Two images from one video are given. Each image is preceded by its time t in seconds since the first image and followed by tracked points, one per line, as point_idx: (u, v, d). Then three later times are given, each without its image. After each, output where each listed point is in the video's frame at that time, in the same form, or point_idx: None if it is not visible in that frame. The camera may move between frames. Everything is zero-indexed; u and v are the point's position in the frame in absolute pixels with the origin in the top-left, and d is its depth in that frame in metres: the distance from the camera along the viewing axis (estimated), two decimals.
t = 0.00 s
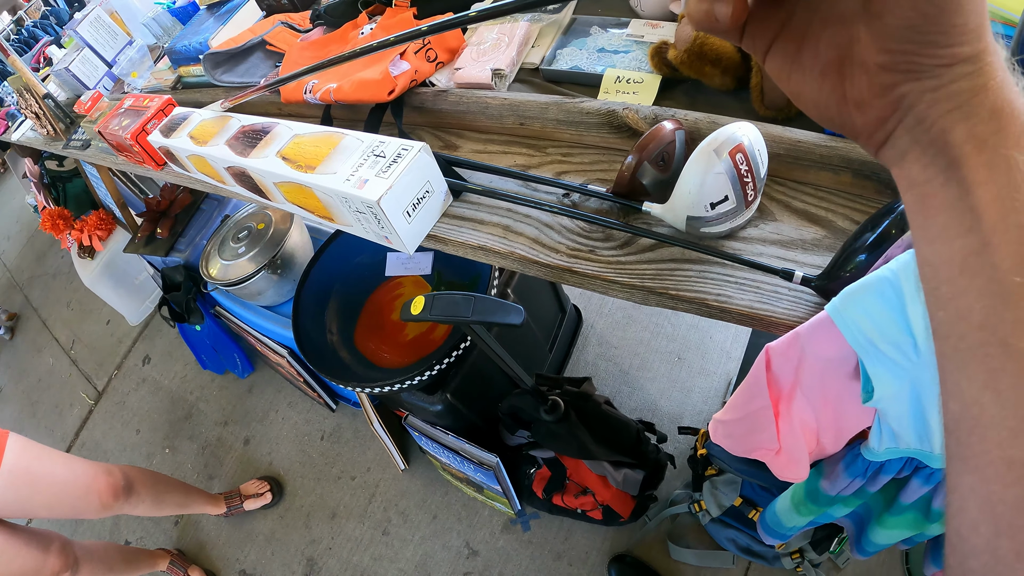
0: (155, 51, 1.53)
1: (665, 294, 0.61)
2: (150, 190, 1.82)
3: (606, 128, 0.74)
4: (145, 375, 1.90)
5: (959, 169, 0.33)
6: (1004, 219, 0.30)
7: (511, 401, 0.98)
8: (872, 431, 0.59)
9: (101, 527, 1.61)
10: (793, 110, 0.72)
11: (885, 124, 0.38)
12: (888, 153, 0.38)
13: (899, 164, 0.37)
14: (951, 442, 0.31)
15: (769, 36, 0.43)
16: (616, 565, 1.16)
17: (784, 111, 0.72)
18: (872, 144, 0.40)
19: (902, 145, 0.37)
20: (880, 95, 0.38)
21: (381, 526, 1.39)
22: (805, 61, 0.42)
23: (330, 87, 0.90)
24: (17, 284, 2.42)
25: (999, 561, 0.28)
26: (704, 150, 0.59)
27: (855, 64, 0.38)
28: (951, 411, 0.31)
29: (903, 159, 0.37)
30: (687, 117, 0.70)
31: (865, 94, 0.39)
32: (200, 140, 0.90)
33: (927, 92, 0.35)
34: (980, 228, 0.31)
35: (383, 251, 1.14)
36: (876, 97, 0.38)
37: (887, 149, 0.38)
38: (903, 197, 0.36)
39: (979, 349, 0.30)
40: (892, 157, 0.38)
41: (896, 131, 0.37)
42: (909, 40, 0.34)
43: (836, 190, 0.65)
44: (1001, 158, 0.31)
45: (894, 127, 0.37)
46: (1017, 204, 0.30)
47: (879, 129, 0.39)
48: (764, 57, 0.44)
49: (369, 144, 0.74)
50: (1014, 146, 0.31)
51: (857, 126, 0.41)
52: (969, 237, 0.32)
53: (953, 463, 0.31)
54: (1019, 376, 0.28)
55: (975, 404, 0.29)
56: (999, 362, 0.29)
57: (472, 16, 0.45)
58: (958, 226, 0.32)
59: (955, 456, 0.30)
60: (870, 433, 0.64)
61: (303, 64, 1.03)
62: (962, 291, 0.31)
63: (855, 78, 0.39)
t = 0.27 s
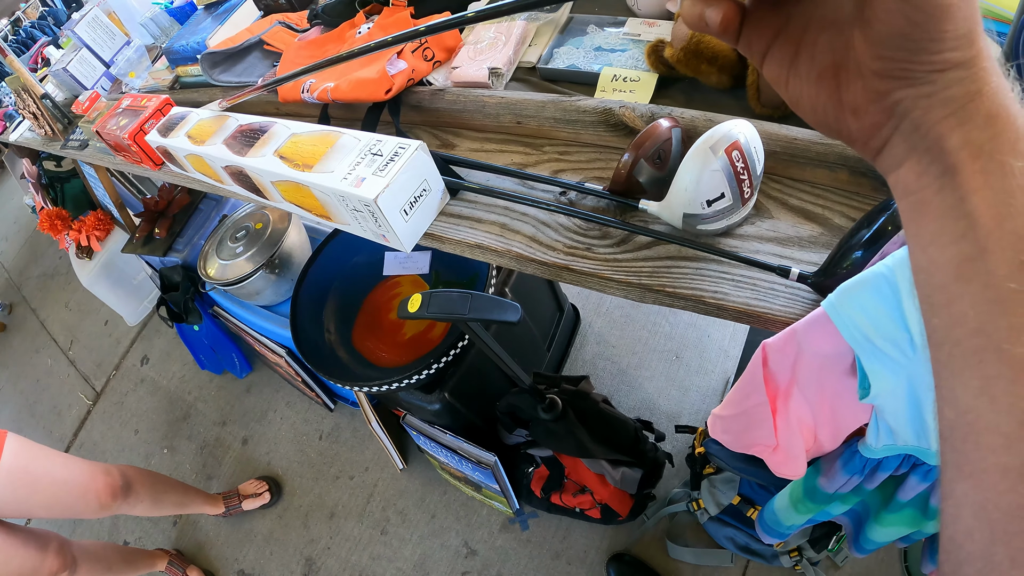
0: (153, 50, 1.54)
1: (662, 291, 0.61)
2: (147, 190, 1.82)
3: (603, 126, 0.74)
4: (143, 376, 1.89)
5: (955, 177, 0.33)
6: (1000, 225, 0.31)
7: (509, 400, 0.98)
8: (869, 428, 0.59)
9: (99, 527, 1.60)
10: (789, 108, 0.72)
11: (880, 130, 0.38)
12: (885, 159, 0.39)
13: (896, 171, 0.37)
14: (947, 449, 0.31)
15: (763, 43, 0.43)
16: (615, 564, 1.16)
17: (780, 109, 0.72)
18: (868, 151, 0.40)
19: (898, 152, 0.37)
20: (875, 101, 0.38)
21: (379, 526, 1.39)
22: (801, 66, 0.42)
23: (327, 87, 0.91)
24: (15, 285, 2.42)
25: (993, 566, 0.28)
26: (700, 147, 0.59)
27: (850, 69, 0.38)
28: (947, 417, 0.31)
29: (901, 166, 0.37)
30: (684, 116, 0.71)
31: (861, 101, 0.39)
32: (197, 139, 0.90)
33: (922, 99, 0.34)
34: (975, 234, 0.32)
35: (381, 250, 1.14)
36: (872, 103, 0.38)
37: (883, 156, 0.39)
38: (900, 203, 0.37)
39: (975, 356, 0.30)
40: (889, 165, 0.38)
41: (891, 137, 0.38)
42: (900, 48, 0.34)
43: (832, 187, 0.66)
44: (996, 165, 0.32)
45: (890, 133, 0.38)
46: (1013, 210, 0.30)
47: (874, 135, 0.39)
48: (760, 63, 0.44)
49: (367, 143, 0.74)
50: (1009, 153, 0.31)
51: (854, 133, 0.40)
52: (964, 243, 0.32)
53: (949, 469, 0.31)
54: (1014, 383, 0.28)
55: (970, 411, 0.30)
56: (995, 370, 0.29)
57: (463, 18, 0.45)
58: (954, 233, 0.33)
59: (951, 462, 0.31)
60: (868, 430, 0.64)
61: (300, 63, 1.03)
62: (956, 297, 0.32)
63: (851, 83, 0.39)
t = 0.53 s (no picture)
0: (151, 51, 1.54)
1: (661, 289, 0.61)
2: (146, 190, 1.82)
3: (601, 125, 0.74)
4: (142, 376, 1.89)
5: (951, 177, 0.33)
6: (996, 225, 0.31)
7: (508, 399, 0.99)
8: (867, 426, 0.59)
9: (98, 528, 1.60)
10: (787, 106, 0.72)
11: (875, 130, 0.39)
12: (881, 160, 0.39)
13: (892, 172, 0.38)
14: (943, 448, 0.31)
15: (762, 44, 0.44)
16: (614, 564, 1.16)
17: (778, 108, 0.72)
18: (863, 151, 0.40)
19: (894, 153, 0.37)
20: (870, 103, 0.38)
21: (378, 525, 1.39)
22: (797, 66, 0.43)
23: (326, 86, 0.91)
24: (13, 286, 2.42)
25: (992, 565, 0.28)
26: (698, 146, 0.59)
27: (846, 70, 0.39)
28: (944, 417, 0.31)
29: (897, 167, 0.37)
30: (682, 115, 0.71)
31: (855, 102, 0.39)
32: (196, 139, 0.90)
33: (915, 100, 0.35)
34: (971, 234, 0.32)
35: (379, 249, 1.14)
36: (867, 104, 0.39)
37: (879, 157, 0.39)
38: (895, 205, 0.37)
39: (971, 355, 0.30)
40: (885, 165, 0.38)
41: (887, 137, 0.38)
42: (891, 50, 0.34)
43: (830, 186, 0.66)
44: (992, 166, 0.32)
45: (885, 134, 0.38)
46: (1008, 210, 0.31)
47: (869, 135, 0.39)
48: (758, 62, 0.46)
49: (366, 142, 0.74)
50: (1006, 154, 0.32)
51: (849, 133, 0.41)
52: (961, 244, 0.32)
53: (946, 470, 0.31)
54: (1010, 383, 0.28)
55: (967, 411, 0.30)
56: (992, 369, 0.29)
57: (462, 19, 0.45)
58: (950, 233, 0.33)
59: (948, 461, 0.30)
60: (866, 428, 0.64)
61: (299, 63, 1.03)
62: (953, 297, 0.32)
63: (845, 84, 0.40)
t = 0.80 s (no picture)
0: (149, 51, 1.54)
1: (659, 288, 0.61)
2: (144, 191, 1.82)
3: (599, 124, 0.75)
4: (141, 377, 1.89)
5: (948, 176, 0.34)
6: (994, 224, 0.31)
7: (507, 399, 0.99)
8: (865, 423, 0.59)
9: (97, 529, 1.60)
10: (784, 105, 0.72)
11: (873, 130, 0.39)
12: (879, 159, 0.39)
13: (890, 171, 0.38)
14: (942, 447, 0.32)
15: (761, 42, 0.44)
16: (613, 563, 1.16)
17: (776, 107, 0.72)
18: (861, 151, 0.41)
19: (892, 153, 0.38)
20: (868, 102, 0.38)
21: (377, 525, 1.39)
22: (795, 66, 0.43)
23: (324, 86, 0.91)
24: (11, 287, 2.41)
25: (992, 564, 0.28)
26: (695, 145, 0.59)
27: (843, 69, 0.39)
28: (942, 416, 0.31)
29: (894, 167, 0.37)
30: (680, 114, 0.71)
31: (853, 101, 0.39)
32: (194, 139, 0.90)
33: (913, 99, 0.35)
34: (969, 234, 0.32)
35: (377, 249, 1.14)
36: (865, 103, 0.39)
37: (877, 156, 0.39)
38: (893, 203, 0.37)
39: (970, 354, 0.30)
40: (882, 165, 0.39)
41: (884, 136, 0.38)
42: (888, 49, 0.34)
43: (828, 184, 0.66)
44: (990, 164, 0.32)
45: (883, 133, 0.38)
46: (1005, 209, 0.31)
47: (867, 134, 0.39)
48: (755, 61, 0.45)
49: (364, 142, 0.74)
50: (1003, 152, 0.32)
51: (846, 132, 0.41)
52: (959, 244, 0.32)
53: (945, 468, 0.31)
54: (1009, 381, 0.28)
55: (966, 409, 0.30)
56: (990, 368, 0.29)
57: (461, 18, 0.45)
58: (949, 232, 0.33)
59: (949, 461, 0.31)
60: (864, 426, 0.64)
61: (297, 63, 1.03)
62: (952, 297, 0.32)
63: (843, 84, 0.40)
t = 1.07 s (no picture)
0: (147, 51, 1.54)
1: (657, 288, 0.61)
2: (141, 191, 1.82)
3: (597, 124, 0.75)
4: (139, 378, 1.89)
5: (947, 176, 0.34)
6: (992, 223, 0.31)
7: (505, 399, 0.99)
8: (863, 423, 0.59)
9: (95, 530, 1.59)
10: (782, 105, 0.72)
11: (871, 130, 0.39)
12: (877, 160, 0.39)
13: (888, 172, 0.38)
14: (941, 447, 0.32)
15: (760, 43, 0.44)
16: (612, 563, 1.16)
17: (773, 106, 0.72)
18: (859, 151, 0.41)
19: (889, 154, 0.38)
20: (866, 102, 0.38)
21: (376, 525, 1.39)
22: (793, 66, 0.43)
23: (322, 86, 0.91)
24: (9, 288, 2.41)
25: (992, 563, 0.28)
26: (693, 145, 0.59)
27: (841, 69, 0.39)
28: (941, 416, 0.31)
29: (891, 168, 0.37)
30: (678, 113, 0.71)
31: (851, 101, 0.39)
32: (192, 139, 0.90)
33: (912, 99, 0.35)
34: (967, 234, 0.32)
35: (375, 249, 1.14)
36: (863, 104, 0.39)
37: (875, 157, 0.39)
38: (892, 205, 0.37)
39: (968, 354, 0.30)
40: (880, 166, 0.39)
41: (883, 137, 0.38)
42: (887, 48, 0.34)
43: (825, 184, 0.66)
44: (988, 164, 0.32)
45: (881, 134, 0.38)
46: (1004, 208, 0.31)
47: (865, 135, 0.39)
48: (754, 63, 0.45)
49: (362, 142, 0.74)
50: (1001, 152, 0.32)
51: (845, 133, 0.41)
52: (957, 244, 0.32)
53: (945, 468, 0.31)
54: (1009, 381, 0.28)
55: (965, 409, 0.30)
56: (989, 367, 0.29)
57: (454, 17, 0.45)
58: (947, 233, 0.33)
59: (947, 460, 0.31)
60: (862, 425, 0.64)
61: (295, 63, 1.03)
62: (950, 297, 0.32)
63: (841, 84, 0.40)
